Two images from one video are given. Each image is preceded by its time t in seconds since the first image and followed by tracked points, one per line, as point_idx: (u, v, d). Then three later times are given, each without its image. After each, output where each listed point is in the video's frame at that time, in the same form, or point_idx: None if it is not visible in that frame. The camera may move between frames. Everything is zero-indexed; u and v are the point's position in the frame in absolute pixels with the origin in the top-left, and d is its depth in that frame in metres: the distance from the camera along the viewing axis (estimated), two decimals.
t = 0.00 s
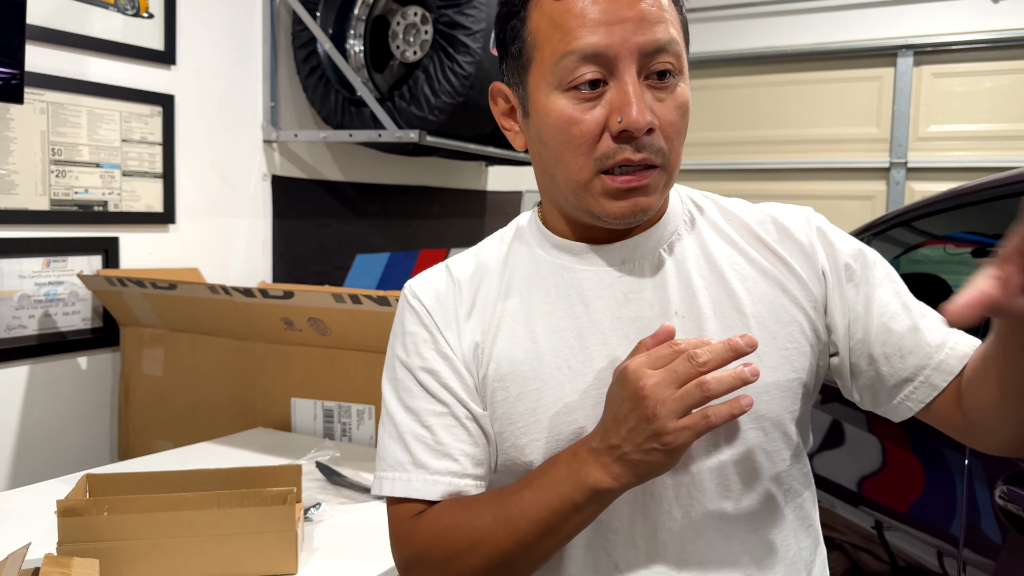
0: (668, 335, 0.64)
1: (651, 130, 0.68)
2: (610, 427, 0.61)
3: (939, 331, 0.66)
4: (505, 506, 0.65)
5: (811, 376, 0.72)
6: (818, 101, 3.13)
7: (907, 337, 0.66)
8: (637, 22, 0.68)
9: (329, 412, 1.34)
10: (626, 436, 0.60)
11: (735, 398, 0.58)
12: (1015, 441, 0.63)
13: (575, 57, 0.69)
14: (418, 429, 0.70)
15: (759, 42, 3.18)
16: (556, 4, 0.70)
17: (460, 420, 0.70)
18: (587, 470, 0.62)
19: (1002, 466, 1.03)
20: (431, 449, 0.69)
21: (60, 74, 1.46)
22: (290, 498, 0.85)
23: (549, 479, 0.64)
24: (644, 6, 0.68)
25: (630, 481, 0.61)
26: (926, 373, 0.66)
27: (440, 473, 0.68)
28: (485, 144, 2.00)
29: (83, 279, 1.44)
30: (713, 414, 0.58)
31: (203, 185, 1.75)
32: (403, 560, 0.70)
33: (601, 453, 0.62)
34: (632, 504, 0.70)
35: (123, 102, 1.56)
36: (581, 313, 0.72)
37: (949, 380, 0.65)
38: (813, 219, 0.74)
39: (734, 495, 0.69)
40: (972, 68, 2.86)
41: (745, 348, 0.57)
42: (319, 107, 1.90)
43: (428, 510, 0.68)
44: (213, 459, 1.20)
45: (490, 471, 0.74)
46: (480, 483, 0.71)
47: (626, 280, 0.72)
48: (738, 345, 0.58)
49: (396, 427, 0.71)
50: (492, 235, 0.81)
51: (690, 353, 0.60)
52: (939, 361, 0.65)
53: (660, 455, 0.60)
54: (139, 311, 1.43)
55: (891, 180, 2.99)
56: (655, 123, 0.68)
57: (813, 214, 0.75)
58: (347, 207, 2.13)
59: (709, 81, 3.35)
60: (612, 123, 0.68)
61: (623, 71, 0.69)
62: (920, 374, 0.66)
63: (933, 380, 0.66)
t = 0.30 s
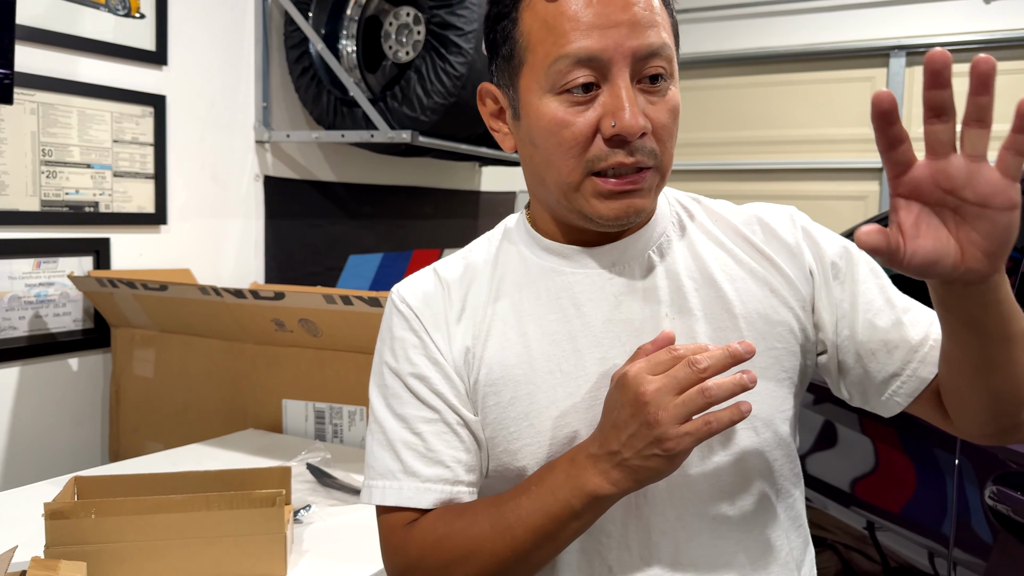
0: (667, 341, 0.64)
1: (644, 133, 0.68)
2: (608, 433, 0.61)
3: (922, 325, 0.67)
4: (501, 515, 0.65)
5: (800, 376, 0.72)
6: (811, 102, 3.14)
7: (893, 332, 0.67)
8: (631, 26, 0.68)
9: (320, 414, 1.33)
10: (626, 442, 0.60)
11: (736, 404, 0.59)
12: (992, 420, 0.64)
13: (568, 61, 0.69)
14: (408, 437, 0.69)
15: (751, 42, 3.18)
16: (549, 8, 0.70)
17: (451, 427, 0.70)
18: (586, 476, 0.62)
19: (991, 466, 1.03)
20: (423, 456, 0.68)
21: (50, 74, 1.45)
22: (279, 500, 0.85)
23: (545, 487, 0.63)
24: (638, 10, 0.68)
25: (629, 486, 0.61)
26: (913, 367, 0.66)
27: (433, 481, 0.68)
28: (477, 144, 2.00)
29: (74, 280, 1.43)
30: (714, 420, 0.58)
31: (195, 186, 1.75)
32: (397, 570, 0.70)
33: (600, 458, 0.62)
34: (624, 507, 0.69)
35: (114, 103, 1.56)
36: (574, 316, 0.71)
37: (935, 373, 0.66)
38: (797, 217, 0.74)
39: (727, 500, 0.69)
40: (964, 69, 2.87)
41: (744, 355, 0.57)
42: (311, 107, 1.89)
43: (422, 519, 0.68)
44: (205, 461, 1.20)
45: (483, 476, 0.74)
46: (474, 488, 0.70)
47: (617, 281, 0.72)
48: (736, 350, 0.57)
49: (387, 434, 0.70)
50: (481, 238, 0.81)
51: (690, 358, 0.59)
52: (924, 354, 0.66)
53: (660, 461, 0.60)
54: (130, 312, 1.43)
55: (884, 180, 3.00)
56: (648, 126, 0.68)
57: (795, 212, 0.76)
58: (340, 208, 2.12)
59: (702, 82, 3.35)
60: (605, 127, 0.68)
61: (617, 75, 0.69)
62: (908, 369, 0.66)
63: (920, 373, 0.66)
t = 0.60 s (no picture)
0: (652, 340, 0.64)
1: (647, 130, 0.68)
2: (596, 433, 0.61)
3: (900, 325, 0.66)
4: (489, 517, 0.64)
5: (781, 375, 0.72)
6: (801, 102, 3.14)
7: (870, 330, 0.67)
8: (633, 24, 0.68)
9: (308, 414, 1.33)
10: (616, 440, 0.60)
11: (724, 401, 0.58)
12: (960, 417, 0.64)
13: (571, 56, 0.69)
14: (391, 440, 0.69)
15: (741, 42, 3.19)
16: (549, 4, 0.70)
17: (436, 429, 0.69)
18: (575, 476, 0.61)
19: (978, 464, 1.03)
20: (408, 459, 0.68)
21: (36, 73, 1.44)
22: (263, 501, 0.84)
23: (533, 488, 0.63)
24: (639, 9, 0.69)
25: (618, 486, 0.61)
26: (889, 365, 0.66)
27: (417, 484, 0.68)
28: (468, 143, 1.99)
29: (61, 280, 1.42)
30: (705, 418, 0.58)
31: (183, 186, 1.74)
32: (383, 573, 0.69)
33: (589, 458, 0.61)
34: (608, 507, 0.69)
35: (101, 102, 1.55)
36: (557, 317, 0.71)
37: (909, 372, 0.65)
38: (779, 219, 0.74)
39: (711, 499, 0.69)
40: (953, 69, 2.88)
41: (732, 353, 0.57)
42: (301, 106, 1.88)
43: (408, 522, 0.68)
44: (192, 461, 1.19)
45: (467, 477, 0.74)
46: (458, 490, 0.70)
47: (600, 281, 0.72)
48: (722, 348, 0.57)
49: (370, 437, 0.70)
50: (462, 238, 0.81)
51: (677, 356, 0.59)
52: (901, 353, 0.65)
53: (650, 460, 0.59)
54: (118, 312, 1.42)
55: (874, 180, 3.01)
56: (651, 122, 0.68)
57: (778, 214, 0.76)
58: (329, 208, 2.12)
59: (693, 82, 3.35)
60: (610, 123, 0.68)
61: (619, 71, 0.69)
62: (884, 367, 0.66)
63: (895, 372, 0.66)
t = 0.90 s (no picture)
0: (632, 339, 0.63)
1: (619, 127, 0.68)
2: (577, 431, 0.61)
3: (883, 316, 0.67)
4: (468, 514, 0.64)
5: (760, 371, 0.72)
6: (790, 101, 3.15)
7: (854, 324, 0.67)
8: (607, 21, 0.68)
9: (293, 413, 1.32)
10: (596, 438, 0.60)
11: (702, 399, 0.58)
12: (971, 404, 0.63)
13: (544, 51, 0.68)
14: (369, 437, 0.69)
15: (731, 42, 3.20)
16: None
17: (414, 426, 0.69)
18: (555, 473, 0.61)
19: (962, 461, 1.03)
20: (385, 457, 0.68)
21: (20, 70, 1.43)
22: (244, 500, 0.84)
23: (513, 486, 0.63)
24: (614, 6, 0.68)
25: (597, 482, 0.61)
26: (875, 358, 0.66)
27: (395, 481, 0.67)
28: (455, 142, 1.99)
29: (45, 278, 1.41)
30: (683, 416, 0.58)
31: (169, 184, 1.73)
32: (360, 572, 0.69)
33: (570, 455, 0.61)
34: (587, 503, 0.69)
35: (86, 100, 1.54)
36: (537, 313, 0.71)
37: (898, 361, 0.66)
38: (755, 213, 0.75)
39: (691, 497, 0.69)
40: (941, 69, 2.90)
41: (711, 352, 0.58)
42: (287, 104, 1.87)
43: (386, 520, 0.67)
44: (175, 461, 1.18)
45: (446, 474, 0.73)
46: (437, 488, 0.70)
47: (580, 278, 0.72)
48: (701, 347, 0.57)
49: (348, 435, 0.69)
50: (441, 234, 0.80)
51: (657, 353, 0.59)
52: (886, 344, 0.66)
53: (630, 457, 0.59)
54: (102, 312, 1.42)
55: (863, 180, 3.02)
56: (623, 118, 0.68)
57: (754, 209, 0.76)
58: (316, 207, 2.11)
59: (682, 81, 3.35)
60: (582, 119, 0.68)
61: (592, 68, 0.69)
62: (870, 360, 0.66)
63: (882, 364, 0.66)
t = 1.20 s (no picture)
0: (609, 341, 0.63)
1: (588, 124, 0.68)
2: (555, 431, 0.61)
3: (863, 271, 0.66)
4: (444, 514, 0.64)
5: (738, 367, 0.72)
6: (774, 102, 3.16)
7: (835, 286, 0.67)
8: (575, 18, 0.68)
9: (275, 414, 1.32)
10: (573, 439, 0.60)
11: (678, 402, 0.58)
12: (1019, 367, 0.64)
13: (513, 50, 0.68)
14: (345, 437, 0.68)
15: (715, 43, 3.21)
16: None
17: (390, 425, 0.69)
18: (531, 474, 0.61)
19: (943, 459, 1.03)
20: (361, 457, 0.67)
21: None
22: (222, 501, 0.85)
23: (489, 486, 0.63)
24: (582, 3, 0.68)
25: (574, 483, 0.61)
26: (866, 315, 0.66)
27: (370, 481, 0.67)
28: (440, 141, 1.99)
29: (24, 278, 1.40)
30: (659, 419, 0.58)
31: (151, 183, 1.72)
32: (335, 572, 0.68)
33: (547, 456, 0.61)
34: (563, 501, 0.69)
35: (66, 98, 1.52)
36: (514, 312, 0.71)
37: (891, 312, 0.65)
38: (717, 200, 0.76)
39: (666, 497, 0.69)
40: (924, 70, 2.92)
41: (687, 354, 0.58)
42: (270, 103, 1.87)
43: (361, 520, 0.67)
44: (155, 462, 1.17)
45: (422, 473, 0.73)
46: (413, 488, 0.70)
47: (555, 277, 0.72)
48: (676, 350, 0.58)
49: (322, 434, 0.69)
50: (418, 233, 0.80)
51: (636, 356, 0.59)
52: (873, 299, 0.65)
53: (607, 458, 0.59)
54: (82, 312, 1.40)
55: (846, 180, 3.04)
56: (592, 116, 0.68)
57: (717, 197, 0.77)
58: (300, 206, 2.10)
59: (667, 81, 3.36)
60: (551, 117, 0.67)
61: (561, 66, 0.68)
62: (860, 319, 0.66)
63: (873, 320, 0.66)
